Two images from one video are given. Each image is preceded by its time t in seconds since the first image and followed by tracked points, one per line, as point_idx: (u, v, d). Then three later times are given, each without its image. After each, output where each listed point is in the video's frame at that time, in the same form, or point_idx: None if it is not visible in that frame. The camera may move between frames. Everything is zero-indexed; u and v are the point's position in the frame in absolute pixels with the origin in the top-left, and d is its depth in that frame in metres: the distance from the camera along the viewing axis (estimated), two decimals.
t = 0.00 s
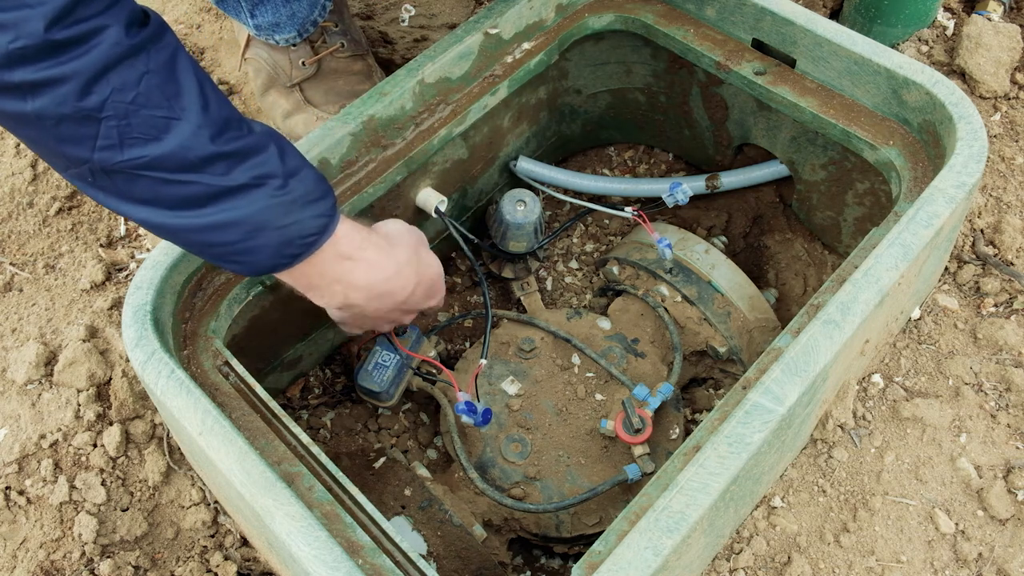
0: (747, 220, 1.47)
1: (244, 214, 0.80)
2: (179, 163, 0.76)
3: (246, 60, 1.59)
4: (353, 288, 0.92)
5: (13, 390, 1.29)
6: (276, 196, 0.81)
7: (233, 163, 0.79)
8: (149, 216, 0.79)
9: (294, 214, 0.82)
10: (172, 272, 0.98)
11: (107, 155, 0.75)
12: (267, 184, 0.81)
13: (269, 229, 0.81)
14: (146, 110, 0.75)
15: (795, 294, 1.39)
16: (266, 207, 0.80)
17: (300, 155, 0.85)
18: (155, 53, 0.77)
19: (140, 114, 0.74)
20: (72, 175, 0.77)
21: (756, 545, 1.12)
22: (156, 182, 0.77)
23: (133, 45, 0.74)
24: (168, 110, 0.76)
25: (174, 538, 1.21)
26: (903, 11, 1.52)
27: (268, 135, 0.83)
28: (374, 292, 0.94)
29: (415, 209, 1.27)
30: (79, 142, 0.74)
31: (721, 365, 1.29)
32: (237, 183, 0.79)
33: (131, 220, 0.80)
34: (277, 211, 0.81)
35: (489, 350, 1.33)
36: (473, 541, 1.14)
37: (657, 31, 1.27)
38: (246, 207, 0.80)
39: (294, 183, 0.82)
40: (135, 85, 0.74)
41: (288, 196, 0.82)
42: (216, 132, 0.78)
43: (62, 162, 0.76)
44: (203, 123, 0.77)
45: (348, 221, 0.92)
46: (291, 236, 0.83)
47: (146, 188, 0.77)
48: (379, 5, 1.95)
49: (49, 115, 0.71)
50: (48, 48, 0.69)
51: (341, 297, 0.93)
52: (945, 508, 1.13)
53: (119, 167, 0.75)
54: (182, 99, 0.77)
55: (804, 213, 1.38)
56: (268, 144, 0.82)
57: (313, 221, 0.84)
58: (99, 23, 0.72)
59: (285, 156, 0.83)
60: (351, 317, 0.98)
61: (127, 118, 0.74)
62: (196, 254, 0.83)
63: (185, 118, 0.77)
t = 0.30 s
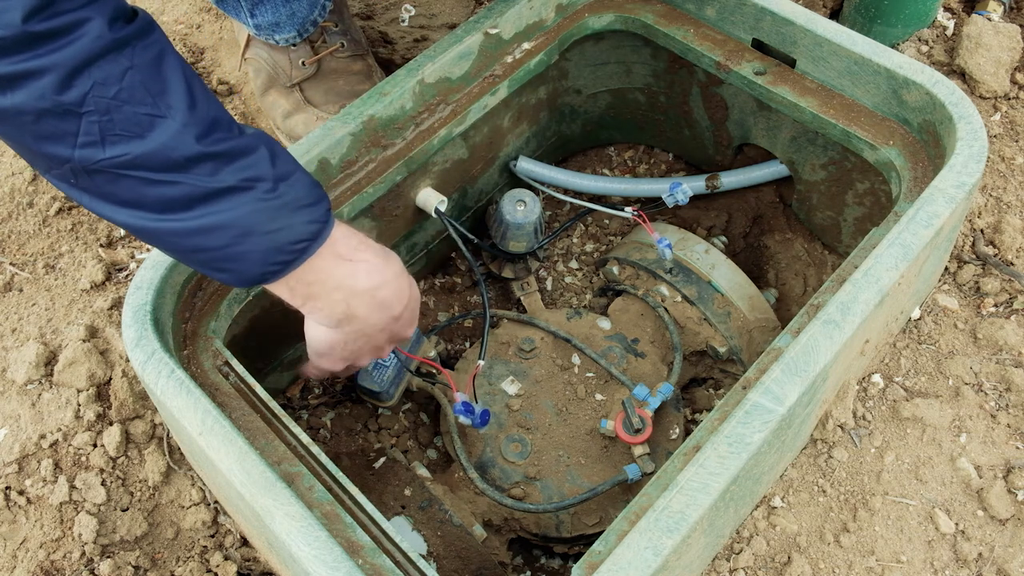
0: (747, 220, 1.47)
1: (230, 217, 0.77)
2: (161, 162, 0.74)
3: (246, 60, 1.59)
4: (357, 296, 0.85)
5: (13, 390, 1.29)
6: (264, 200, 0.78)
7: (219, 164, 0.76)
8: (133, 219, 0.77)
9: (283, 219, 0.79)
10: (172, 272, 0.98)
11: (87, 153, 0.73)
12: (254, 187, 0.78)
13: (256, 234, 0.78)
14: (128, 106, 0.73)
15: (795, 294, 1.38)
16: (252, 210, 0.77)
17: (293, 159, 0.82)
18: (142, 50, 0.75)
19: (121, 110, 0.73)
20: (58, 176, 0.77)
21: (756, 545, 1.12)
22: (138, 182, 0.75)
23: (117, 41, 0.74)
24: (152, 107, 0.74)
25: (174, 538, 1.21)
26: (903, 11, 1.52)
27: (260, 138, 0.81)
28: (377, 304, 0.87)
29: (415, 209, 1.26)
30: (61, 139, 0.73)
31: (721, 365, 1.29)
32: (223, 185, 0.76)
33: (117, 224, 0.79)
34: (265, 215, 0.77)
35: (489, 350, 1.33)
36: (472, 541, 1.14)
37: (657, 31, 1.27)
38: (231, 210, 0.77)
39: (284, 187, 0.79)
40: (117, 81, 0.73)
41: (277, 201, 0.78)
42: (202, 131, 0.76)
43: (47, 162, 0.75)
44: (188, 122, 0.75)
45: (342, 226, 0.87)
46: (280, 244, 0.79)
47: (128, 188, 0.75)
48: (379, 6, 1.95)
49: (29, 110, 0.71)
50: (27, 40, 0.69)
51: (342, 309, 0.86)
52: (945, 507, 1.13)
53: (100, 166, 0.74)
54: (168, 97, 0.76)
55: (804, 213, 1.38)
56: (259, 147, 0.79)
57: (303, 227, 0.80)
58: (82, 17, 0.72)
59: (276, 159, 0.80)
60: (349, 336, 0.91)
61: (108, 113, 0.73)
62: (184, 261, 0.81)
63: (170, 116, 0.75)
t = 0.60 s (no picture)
0: (747, 220, 1.47)
1: (234, 207, 0.77)
2: (163, 153, 0.74)
3: (246, 60, 1.59)
4: (366, 281, 0.85)
5: (13, 390, 1.29)
6: (268, 189, 0.78)
7: (223, 154, 0.76)
8: (136, 211, 0.77)
9: (288, 208, 0.79)
10: (172, 272, 0.98)
11: (90, 145, 0.73)
12: (258, 177, 0.77)
13: (260, 223, 0.78)
14: (131, 97, 0.73)
15: (795, 294, 1.38)
16: (257, 199, 0.77)
17: (296, 148, 0.82)
18: (144, 41, 0.75)
19: (123, 101, 0.73)
20: (61, 169, 0.77)
21: (756, 545, 1.12)
22: (141, 173, 0.75)
23: (118, 32, 0.73)
24: (154, 98, 0.74)
25: (174, 538, 1.21)
26: (903, 11, 1.52)
27: (263, 128, 0.81)
28: (385, 288, 0.87)
29: (414, 209, 1.26)
30: (63, 132, 0.73)
31: (721, 365, 1.29)
32: (226, 175, 0.76)
33: (121, 217, 0.78)
34: (269, 204, 0.77)
35: (489, 350, 1.33)
36: (472, 541, 1.14)
37: (657, 31, 1.27)
38: (235, 200, 0.77)
39: (288, 176, 0.79)
40: (119, 72, 0.73)
41: (281, 190, 0.78)
42: (205, 122, 0.76)
43: (50, 155, 0.75)
44: (191, 113, 0.75)
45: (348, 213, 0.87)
46: (284, 233, 0.79)
47: (132, 180, 0.75)
48: (379, 5, 1.95)
49: (31, 103, 0.71)
50: (28, 33, 0.69)
51: (352, 296, 0.85)
52: (945, 508, 1.13)
53: (103, 158, 0.74)
54: (170, 88, 0.75)
55: (804, 213, 1.38)
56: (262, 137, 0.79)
57: (309, 216, 0.80)
58: (82, 8, 0.71)
59: (279, 149, 0.80)
60: (357, 327, 0.90)
61: (111, 105, 0.73)
62: (190, 252, 0.80)
63: (173, 107, 0.75)
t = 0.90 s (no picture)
0: (747, 220, 1.47)
1: (233, 208, 0.76)
2: (163, 152, 0.74)
3: (246, 60, 1.59)
4: (366, 285, 0.86)
5: (13, 390, 1.29)
6: (267, 191, 0.77)
7: (222, 154, 0.76)
8: (134, 210, 0.77)
9: (286, 210, 0.78)
10: (172, 272, 0.98)
11: (89, 143, 0.73)
12: (257, 178, 0.77)
13: (260, 225, 0.77)
14: (130, 95, 0.73)
15: (795, 294, 1.38)
16: (256, 201, 0.77)
17: (296, 150, 0.82)
18: (144, 38, 0.75)
19: (123, 99, 0.73)
20: (60, 167, 0.76)
21: (756, 545, 1.12)
22: (141, 173, 0.74)
23: (119, 29, 0.73)
24: (154, 97, 0.74)
25: (174, 538, 1.21)
26: (903, 11, 1.52)
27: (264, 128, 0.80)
28: (384, 292, 0.88)
29: (414, 209, 1.26)
30: (62, 130, 0.73)
31: (721, 365, 1.29)
32: (226, 175, 0.76)
33: (120, 216, 0.78)
34: (268, 205, 0.77)
35: (489, 350, 1.33)
36: (472, 541, 1.14)
37: (657, 31, 1.27)
38: (234, 201, 0.76)
39: (289, 178, 0.79)
40: (118, 69, 0.72)
41: (281, 191, 0.78)
42: (205, 122, 0.76)
43: (49, 153, 0.75)
44: (191, 112, 0.75)
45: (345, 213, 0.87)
46: (284, 234, 0.79)
47: (131, 179, 0.75)
48: (379, 5, 1.95)
49: (30, 100, 0.71)
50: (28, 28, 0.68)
51: (352, 299, 0.86)
52: (945, 507, 1.13)
53: (103, 157, 0.73)
54: (170, 87, 0.75)
55: (804, 213, 1.38)
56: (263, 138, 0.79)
57: (307, 218, 0.80)
58: (82, 5, 0.71)
59: (279, 150, 0.80)
60: (354, 331, 0.91)
61: (110, 103, 0.72)
62: (188, 253, 0.80)
63: (173, 106, 0.74)
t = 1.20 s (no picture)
0: (747, 220, 1.47)
1: (236, 226, 0.78)
2: (172, 170, 0.75)
3: (246, 60, 1.59)
4: (351, 302, 0.89)
5: (13, 390, 1.29)
6: (269, 210, 0.79)
7: (227, 173, 0.78)
8: (138, 225, 0.77)
9: (285, 229, 0.81)
10: (172, 272, 0.98)
11: (99, 159, 0.73)
12: (260, 197, 0.79)
13: (261, 242, 0.79)
14: (144, 113, 0.74)
15: (795, 294, 1.38)
16: (257, 219, 0.79)
17: (294, 170, 0.84)
18: (157, 58, 0.76)
19: (137, 117, 0.74)
20: (63, 179, 0.76)
21: (756, 545, 1.12)
22: (148, 189, 0.75)
23: (135, 48, 0.74)
24: (166, 115, 0.75)
25: (174, 538, 1.21)
26: (903, 11, 1.52)
27: (264, 148, 0.82)
28: (365, 308, 0.92)
29: (414, 209, 1.26)
30: (74, 144, 0.73)
31: (721, 365, 1.29)
32: (231, 194, 0.78)
33: (121, 229, 0.78)
34: (268, 224, 0.79)
35: (489, 350, 1.33)
36: (472, 541, 1.14)
37: (657, 31, 1.27)
38: (237, 219, 0.78)
39: (288, 197, 0.81)
40: (134, 88, 0.74)
41: (281, 211, 0.80)
42: (213, 141, 0.77)
43: (55, 165, 0.75)
44: (200, 131, 0.76)
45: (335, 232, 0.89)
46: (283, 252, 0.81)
47: (138, 195, 0.76)
48: (379, 6, 1.95)
49: (45, 114, 0.71)
50: (51, 43, 0.69)
51: (336, 315, 0.90)
52: (945, 507, 1.13)
53: (112, 173, 0.74)
54: (181, 106, 0.76)
55: (804, 213, 1.38)
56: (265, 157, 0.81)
57: (303, 237, 0.82)
58: (102, 23, 0.72)
59: (280, 170, 0.82)
60: (335, 340, 0.94)
61: (124, 120, 0.73)
62: (185, 267, 0.81)
63: (183, 124, 0.76)
